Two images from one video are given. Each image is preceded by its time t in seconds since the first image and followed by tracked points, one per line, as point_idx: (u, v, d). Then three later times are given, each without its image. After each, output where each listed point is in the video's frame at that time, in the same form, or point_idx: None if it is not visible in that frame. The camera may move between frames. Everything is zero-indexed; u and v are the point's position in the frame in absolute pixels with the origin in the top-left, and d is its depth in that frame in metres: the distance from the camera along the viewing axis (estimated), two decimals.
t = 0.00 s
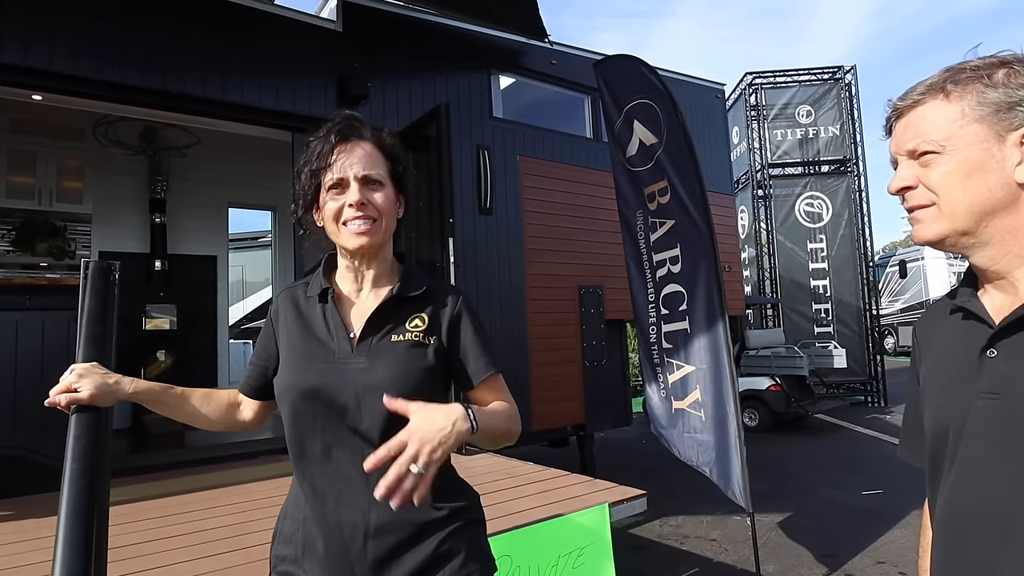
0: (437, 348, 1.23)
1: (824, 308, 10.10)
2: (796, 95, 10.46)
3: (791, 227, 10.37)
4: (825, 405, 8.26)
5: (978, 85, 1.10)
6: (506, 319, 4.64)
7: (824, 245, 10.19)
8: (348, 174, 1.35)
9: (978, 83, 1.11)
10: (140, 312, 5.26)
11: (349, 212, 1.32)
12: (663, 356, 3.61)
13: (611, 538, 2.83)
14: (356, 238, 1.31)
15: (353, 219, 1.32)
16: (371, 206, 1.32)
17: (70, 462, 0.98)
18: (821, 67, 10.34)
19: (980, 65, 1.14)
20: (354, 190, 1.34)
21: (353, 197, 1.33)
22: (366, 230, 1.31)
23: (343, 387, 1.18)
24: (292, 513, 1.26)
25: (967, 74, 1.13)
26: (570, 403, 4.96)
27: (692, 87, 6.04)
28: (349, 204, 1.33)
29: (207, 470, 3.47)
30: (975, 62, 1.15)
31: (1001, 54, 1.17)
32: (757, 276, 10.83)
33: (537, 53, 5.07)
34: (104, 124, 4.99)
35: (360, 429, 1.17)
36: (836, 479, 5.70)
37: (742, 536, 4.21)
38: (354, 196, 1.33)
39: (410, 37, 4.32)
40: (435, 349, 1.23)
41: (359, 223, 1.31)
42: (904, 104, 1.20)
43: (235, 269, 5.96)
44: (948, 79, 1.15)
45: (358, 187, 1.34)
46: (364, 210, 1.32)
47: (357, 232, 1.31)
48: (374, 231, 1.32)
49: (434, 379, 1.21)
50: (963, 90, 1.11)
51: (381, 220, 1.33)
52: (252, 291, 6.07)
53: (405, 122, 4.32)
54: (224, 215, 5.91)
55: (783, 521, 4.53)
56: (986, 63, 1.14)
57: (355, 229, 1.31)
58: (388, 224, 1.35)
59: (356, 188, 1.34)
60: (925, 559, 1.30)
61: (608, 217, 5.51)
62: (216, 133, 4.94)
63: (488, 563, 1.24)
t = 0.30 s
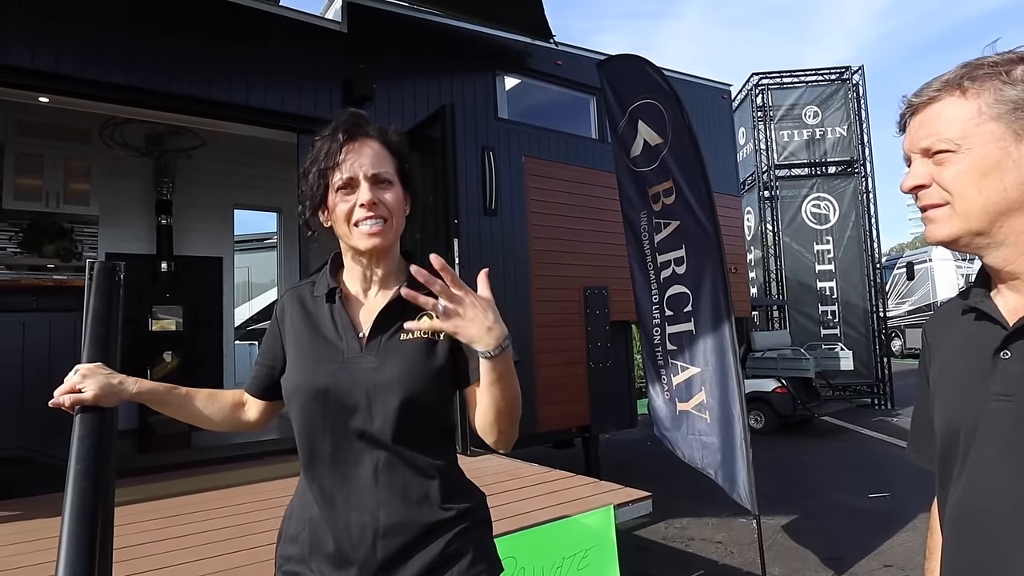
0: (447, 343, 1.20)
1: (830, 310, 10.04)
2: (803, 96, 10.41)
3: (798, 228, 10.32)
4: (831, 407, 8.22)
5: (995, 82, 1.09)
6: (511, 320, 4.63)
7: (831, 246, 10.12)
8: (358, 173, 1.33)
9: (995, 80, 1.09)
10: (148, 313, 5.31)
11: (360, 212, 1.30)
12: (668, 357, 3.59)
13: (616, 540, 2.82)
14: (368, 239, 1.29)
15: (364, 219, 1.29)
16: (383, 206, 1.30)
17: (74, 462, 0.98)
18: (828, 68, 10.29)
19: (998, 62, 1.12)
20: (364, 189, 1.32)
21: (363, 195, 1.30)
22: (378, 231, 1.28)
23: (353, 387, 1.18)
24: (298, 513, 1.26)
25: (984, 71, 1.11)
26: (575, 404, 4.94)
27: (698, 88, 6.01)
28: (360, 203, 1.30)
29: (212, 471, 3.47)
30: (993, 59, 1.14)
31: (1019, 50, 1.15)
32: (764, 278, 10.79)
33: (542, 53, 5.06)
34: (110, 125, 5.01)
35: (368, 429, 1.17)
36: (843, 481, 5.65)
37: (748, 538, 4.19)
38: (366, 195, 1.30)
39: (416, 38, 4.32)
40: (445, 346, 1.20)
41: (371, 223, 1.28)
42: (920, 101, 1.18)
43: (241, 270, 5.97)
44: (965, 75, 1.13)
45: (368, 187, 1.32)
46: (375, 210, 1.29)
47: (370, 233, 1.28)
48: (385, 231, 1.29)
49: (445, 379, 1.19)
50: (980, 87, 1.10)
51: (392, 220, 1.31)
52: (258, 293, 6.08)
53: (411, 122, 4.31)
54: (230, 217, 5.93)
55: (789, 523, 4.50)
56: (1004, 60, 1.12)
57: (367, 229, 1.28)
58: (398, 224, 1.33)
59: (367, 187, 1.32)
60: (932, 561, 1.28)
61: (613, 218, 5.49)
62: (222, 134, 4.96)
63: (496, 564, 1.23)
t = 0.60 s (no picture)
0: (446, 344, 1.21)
1: (833, 307, 10.02)
2: (807, 93, 10.37)
3: (801, 225, 10.30)
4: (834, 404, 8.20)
5: (1004, 70, 1.07)
6: (513, 318, 4.63)
7: (834, 243, 10.09)
8: (354, 162, 1.34)
9: (1004, 68, 1.08)
10: (150, 313, 5.30)
11: (357, 200, 1.30)
12: (668, 354, 3.58)
13: (619, 536, 2.80)
14: (365, 229, 1.29)
15: (362, 209, 1.29)
16: (379, 195, 1.31)
17: (71, 461, 0.97)
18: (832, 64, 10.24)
19: (1007, 50, 1.11)
20: (361, 178, 1.33)
21: (361, 184, 1.31)
22: (376, 221, 1.29)
23: (353, 385, 1.17)
24: (299, 510, 1.25)
25: (992, 59, 1.10)
26: (577, 402, 4.93)
27: (701, 85, 5.99)
28: (358, 192, 1.31)
29: (214, 470, 3.47)
30: (1002, 47, 1.12)
31: None
32: (766, 275, 10.76)
33: (544, 50, 5.04)
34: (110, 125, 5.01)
35: (369, 427, 1.16)
36: (847, 478, 5.64)
37: (751, 534, 4.18)
38: (363, 184, 1.31)
39: (416, 36, 4.31)
40: (444, 347, 1.21)
41: (368, 212, 1.29)
42: (927, 89, 1.17)
43: (243, 270, 5.98)
44: (972, 64, 1.11)
45: (365, 175, 1.33)
46: (372, 198, 1.29)
47: (366, 223, 1.28)
48: (382, 221, 1.29)
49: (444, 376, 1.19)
50: (987, 76, 1.08)
51: (388, 209, 1.31)
52: (261, 293, 6.09)
53: (412, 120, 4.30)
54: (232, 216, 5.93)
55: (792, 519, 4.49)
56: (1012, 48, 1.10)
57: (364, 218, 1.29)
58: (395, 216, 1.33)
59: (363, 176, 1.33)
60: (934, 555, 1.27)
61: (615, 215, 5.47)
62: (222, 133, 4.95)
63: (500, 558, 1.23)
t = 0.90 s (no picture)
0: (445, 341, 1.20)
1: (835, 301, 9.99)
2: (807, 86, 10.34)
3: (802, 219, 10.27)
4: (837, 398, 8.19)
5: (1006, 58, 1.06)
6: (513, 314, 4.62)
7: (836, 237, 10.06)
8: (355, 174, 1.31)
9: (1006, 56, 1.06)
10: (150, 313, 5.29)
11: (359, 215, 1.29)
12: (668, 349, 3.54)
13: (622, 532, 2.79)
14: (367, 243, 1.29)
15: (365, 223, 1.28)
16: (381, 210, 1.29)
17: (66, 461, 0.96)
18: (832, 57, 10.20)
19: (1010, 38, 1.09)
20: (362, 192, 1.30)
21: (363, 198, 1.29)
22: (376, 236, 1.29)
23: (352, 383, 1.16)
24: (298, 508, 1.23)
25: (994, 48, 1.08)
26: (579, 398, 4.92)
27: (701, 79, 5.96)
28: (360, 206, 1.29)
29: (216, 469, 3.47)
30: (1005, 35, 1.10)
31: None
32: (768, 269, 10.74)
33: (543, 45, 5.01)
34: (107, 124, 5.03)
35: (369, 425, 1.15)
36: (850, 471, 5.63)
37: (754, 529, 4.17)
38: (365, 198, 1.29)
39: (414, 32, 4.29)
40: (443, 344, 1.20)
41: (369, 228, 1.28)
42: (928, 79, 1.15)
43: (244, 269, 5.98)
44: (974, 53, 1.10)
45: (366, 190, 1.30)
46: (374, 214, 1.28)
47: (368, 237, 1.28)
48: (384, 234, 1.30)
49: (444, 373, 1.19)
50: (990, 64, 1.07)
51: (389, 221, 1.31)
52: (262, 291, 6.06)
53: (410, 117, 4.29)
54: (232, 215, 5.93)
55: (795, 513, 4.49)
56: (1016, 36, 1.09)
57: (365, 232, 1.28)
58: (394, 224, 1.33)
59: (365, 189, 1.31)
60: (939, 548, 1.26)
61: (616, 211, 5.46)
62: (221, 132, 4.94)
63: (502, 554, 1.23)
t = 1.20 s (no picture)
0: (443, 335, 1.20)
1: (834, 297, 9.99)
2: (806, 82, 10.32)
3: (802, 215, 10.26)
4: (836, 393, 8.20)
5: (1001, 53, 1.06)
6: (513, 311, 4.62)
7: (835, 233, 10.06)
8: (345, 159, 1.31)
9: (1000, 52, 1.06)
10: (150, 312, 5.30)
11: (347, 197, 1.28)
12: (666, 345, 3.53)
13: (622, 528, 2.79)
14: (357, 226, 1.28)
15: (353, 206, 1.28)
16: (370, 192, 1.29)
17: (62, 459, 0.97)
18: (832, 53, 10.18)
19: (1004, 32, 1.09)
20: (351, 175, 1.30)
21: (352, 181, 1.29)
22: (366, 219, 1.27)
23: (351, 379, 1.16)
24: (299, 507, 1.24)
25: (989, 43, 1.08)
26: (579, 394, 4.93)
27: (700, 75, 5.95)
28: (348, 189, 1.28)
29: (216, 467, 3.48)
30: (999, 29, 1.10)
31: None
32: (768, 266, 10.74)
33: (543, 42, 4.98)
34: (105, 122, 5.01)
35: (368, 421, 1.16)
36: (850, 467, 5.64)
37: (754, 524, 4.18)
38: (353, 181, 1.29)
39: (412, 28, 4.28)
40: (441, 338, 1.20)
41: (358, 211, 1.28)
42: (923, 74, 1.15)
43: (244, 267, 5.98)
44: (968, 48, 1.09)
45: (356, 173, 1.30)
46: (363, 196, 1.28)
47: (358, 220, 1.27)
48: (374, 218, 1.28)
49: (442, 368, 1.19)
50: (984, 59, 1.07)
51: (380, 205, 1.30)
52: (262, 289, 6.08)
53: (409, 114, 4.28)
54: (231, 213, 5.92)
55: (795, 509, 4.49)
56: (1010, 31, 1.08)
57: (354, 214, 1.28)
58: (387, 210, 1.32)
59: (354, 173, 1.30)
60: (937, 542, 1.26)
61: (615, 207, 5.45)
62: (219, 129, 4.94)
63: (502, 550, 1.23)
